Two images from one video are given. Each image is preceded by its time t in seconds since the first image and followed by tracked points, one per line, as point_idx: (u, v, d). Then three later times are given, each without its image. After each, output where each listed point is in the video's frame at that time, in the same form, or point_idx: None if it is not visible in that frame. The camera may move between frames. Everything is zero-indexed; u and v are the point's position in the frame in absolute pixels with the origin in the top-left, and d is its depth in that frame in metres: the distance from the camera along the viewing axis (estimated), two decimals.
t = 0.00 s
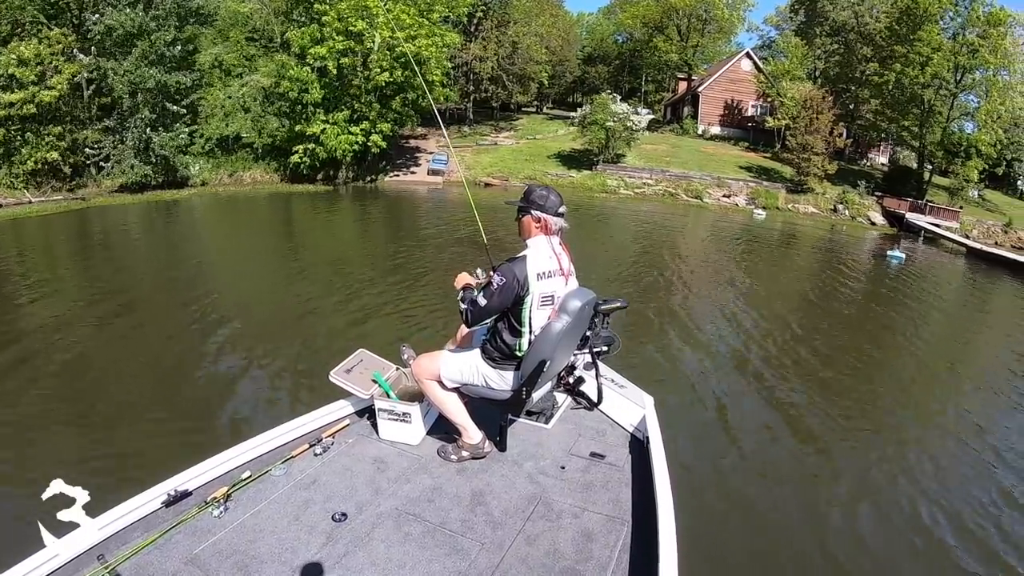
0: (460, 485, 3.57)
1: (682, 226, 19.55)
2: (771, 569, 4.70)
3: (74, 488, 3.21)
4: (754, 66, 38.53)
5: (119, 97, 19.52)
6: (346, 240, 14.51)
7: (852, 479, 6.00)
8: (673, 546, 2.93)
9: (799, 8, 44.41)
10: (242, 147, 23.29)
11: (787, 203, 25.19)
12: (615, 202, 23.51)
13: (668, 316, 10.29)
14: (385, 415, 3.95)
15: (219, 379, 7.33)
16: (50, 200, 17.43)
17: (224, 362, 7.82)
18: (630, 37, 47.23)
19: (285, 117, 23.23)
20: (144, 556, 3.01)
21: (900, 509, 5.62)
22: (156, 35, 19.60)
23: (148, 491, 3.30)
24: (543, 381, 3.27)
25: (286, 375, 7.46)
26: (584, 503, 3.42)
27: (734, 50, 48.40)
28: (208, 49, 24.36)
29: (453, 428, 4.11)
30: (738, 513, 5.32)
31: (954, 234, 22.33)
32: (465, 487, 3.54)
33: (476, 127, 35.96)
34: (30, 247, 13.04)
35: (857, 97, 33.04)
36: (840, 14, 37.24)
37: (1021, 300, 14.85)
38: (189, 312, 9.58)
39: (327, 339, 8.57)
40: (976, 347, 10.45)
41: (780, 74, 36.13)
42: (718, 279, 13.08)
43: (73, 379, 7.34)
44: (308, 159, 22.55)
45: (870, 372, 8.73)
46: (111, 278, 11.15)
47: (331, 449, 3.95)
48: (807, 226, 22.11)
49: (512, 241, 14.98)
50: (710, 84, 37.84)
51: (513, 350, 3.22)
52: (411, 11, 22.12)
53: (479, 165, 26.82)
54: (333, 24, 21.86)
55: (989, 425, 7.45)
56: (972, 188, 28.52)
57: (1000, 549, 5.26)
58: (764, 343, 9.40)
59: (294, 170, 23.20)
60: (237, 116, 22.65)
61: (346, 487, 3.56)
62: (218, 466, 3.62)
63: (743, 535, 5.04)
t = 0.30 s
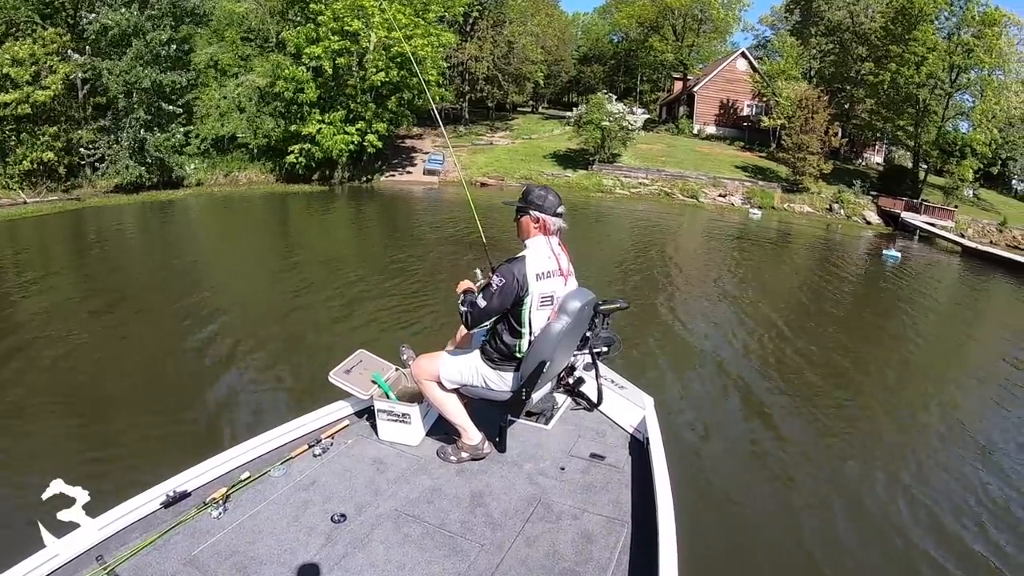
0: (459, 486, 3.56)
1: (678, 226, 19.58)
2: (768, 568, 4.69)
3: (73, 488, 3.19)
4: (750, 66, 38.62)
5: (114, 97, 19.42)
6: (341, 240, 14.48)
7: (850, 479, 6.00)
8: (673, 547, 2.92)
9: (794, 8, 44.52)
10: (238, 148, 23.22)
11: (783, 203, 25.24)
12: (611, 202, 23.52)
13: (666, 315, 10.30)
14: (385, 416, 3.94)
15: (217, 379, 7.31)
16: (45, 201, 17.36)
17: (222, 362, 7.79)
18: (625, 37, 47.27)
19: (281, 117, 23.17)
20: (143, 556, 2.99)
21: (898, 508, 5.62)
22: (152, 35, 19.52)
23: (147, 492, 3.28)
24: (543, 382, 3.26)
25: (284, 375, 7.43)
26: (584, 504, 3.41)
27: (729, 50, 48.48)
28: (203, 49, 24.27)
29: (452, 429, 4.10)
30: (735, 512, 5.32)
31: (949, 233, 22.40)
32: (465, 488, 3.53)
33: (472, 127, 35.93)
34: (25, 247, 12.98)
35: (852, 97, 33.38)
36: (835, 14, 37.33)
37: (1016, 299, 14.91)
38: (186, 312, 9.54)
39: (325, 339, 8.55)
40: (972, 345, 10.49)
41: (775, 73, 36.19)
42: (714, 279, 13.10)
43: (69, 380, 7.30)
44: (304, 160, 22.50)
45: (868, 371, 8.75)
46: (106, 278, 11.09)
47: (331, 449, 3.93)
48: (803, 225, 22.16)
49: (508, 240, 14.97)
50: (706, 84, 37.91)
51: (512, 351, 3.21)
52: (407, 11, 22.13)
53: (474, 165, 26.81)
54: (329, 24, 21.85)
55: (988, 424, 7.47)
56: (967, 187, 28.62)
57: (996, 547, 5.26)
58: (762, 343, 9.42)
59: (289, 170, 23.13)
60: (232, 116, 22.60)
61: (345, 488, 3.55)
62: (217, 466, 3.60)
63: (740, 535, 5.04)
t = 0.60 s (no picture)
0: (459, 485, 3.56)
1: (674, 225, 19.63)
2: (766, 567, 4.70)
3: (73, 488, 3.18)
4: (745, 65, 38.70)
5: (109, 97, 19.29)
6: (337, 240, 14.44)
7: (847, 477, 6.02)
8: (673, 547, 2.92)
9: (789, 8, 44.62)
10: (233, 147, 23.15)
11: (778, 202, 25.29)
12: (607, 201, 23.55)
13: (663, 314, 10.33)
14: (385, 415, 3.93)
15: (216, 379, 7.30)
16: (40, 201, 17.29)
17: (220, 362, 7.78)
18: (620, 36, 47.29)
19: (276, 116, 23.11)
20: (143, 555, 2.99)
21: (895, 507, 5.64)
22: (147, 35, 19.37)
23: (147, 490, 3.27)
24: (543, 381, 3.26)
25: (282, 375, 7.42)
26: (584, 503, 3.41)
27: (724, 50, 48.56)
28: (197, 48, 24.18)
29: (452, 428, 4.09)
30: (733, 510, 5.33)
31: (943, 231, 22.51)
32: (465, 487, 3.53)
33: (467, 126, 35.91)
34: (20, 248, 12.93)
35: (847, 96, 33.36)
36: (830, 14, 37.44)
37: (1010, 297, 15.02)
38: (181, 312, 9.50)
39: (322, 339, 8.54)
40: (967, 343, 10.55)
41: (770, 73, 36.25)
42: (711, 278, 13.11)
43: (67, 380, 7.28)
44: (299, 159, 22.44)
45: (864, 369, 8.79)
46: (101, 278, 11.04)
47: (331, 448, 3.93)
48: (798, 224, 22.23)
49: (504, 240, 14.97)
50: (701, 84, 37.99)
51: (512, 350, 3.21)
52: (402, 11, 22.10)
53: (470, 164, 26.79)
54: (324, 24, 21.82)
55: (984, 423, 7.51)
56: (962, 187, 28.76)
57: (992, 545, 5.28)
58: (759, 342, 9.44)
59: (284, 170, 23.08)
60: (227, 115, 22.54)
61: (345, 486, 3.55)
62: (217, 465, 3.59)
63: (738, 533, 5.05)
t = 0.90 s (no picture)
0: (459, 485, 3.55)
1: (670, 224, 19.71)
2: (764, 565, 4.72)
3: (73, 488, 3.16)
4: (739, 65, 38.81)
5: (104, 98, 19.20)
6: (333, 241, 14.41)
7: (845, 475, 6.04)
8: (672, 547, 2.92)
9: (783, 8, 44.76)
10: (228, 148, 23.11)
11: (773, 201, 25.37)
12: (602, 201, 23.61)
13: (660, 313, 10.38)
14: (385, 415, 3.93)
15: (215, 380, 7.30)
16: (35, 202, 17.20)
17: (218, 363, 7.76)
18: (615, 36, 47.35)
19: (271, 117, 23.09)
20: (143, 555, 2.98)
21: (893, 506, 5.65)
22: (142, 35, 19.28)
23: (146, 490, 3.26)
24: (542, 381, 3.26)
25: (279, 376, 7.41)
26: (582, 503, 3.41)
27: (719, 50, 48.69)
28: (192, 49, 24.09)
29: (451, 428, 4.09)
30: (732, 510, 5.34)
31: (938, 230, 22.64)
32: (463, 487, 3.52)
33: (462, 127, 35.92)
34: (15, 249, 12.88)
35: (842, 96, 33.65)
36: (824, 14, 37.55)
37: (1004, 295, 15.14)
38: (178, 313, 9.46)
39: (320, 340, 8.52)
40: (962, 342, 10.61)
41: (765, 73, 36.27)
42: (707, 277, 13.15)
43: (65, 381, 7.27)
44: (294, 160, 22.41)
45: (861, 368, 8.82)
46: (97, 279, 11.01)
47: (330, 448, 3.92)
48: (793, 224, 22.34)
49: (501, 240, 14.98)
50: (696, 84, 38.16)
51: (511, 350, 3.20)
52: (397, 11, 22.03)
53: (466, 164, 26.81)
54: (319, 24, 21.79)
55: (981, 421, 7.55)
56: (956, 186, 28.90)
57: (989, 543, 5.30)
58: (756, 340, 9.47)
59: (280, 170, 23.05)
60: (223, 116, 22.50)
61: (343, 487, 3.54)
62: (216, 465, 3.58)
63: (737, 532, 5.07)
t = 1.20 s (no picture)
0: (460, 485, 3.54)
1: (665, 223, 19.76)
2: (765, 563, 4.73)
3: (73, 489, 3.14)
4: (734, 65, 38.91)
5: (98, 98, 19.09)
6: (329, 241, 14.37)
7: (843, 474, 6.05)
8: (674, 547, 2.91)
9: (778, 7, 44.87)
10: (223, 148, 23.04)
11: (768, 200, 25.43)
12: (598, 200, 23.64)
13: (657, 312, 10.40)
14: (385, 416, 3.92)
15: (214, 380, 7.27)
16: (29, 203, 17.10)
17: (215, 364, 7.72)
18: (610, 36, 47.43)
19: (266, 117, 23.05)
20: (144, 556, 2.96)
21: (891, 503, 5.67)
22: (137, 35, 19.18)
23: (147, 491, 3.24)
24: (543, 381, 3.26)
25: (277, 377, 7.38)
26: (584, 504, 3.41)
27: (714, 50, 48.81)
28: (187, 49, 24.01)
29: (452, 429, 4.08)
30: (731, 508, 5.35)
31: (932, 229, 22.73)
32: (465, 488, 3.52)
33: (458, 126, 35.92)
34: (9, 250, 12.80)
35: (837, 95, 33.73)
36: (819, 14, 37.63)
37: (999, 293, 15.25)
38: (174, 314, 9.41)
39: (317, 340, 8.51)
40: (958, 340, 10.66)
41: (760, 72, 35.93)
42: (703, 277, 13.16)
43: (63, 382, 7.23)
44: (290, 159, 22.36)
45: (858, 366, 8.83)
46: (92, 280, 10.94)
47: (331, 449, 3.90)
48: (788, 222, 22.41)
49: (497, 241, 14.97)
50: (690, 83, 38.30)
51: (513, 350, 3.20)
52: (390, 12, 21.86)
53: (461, 164, 26.79)
54: (314, 24, 21.73)
55: (978, 419, 7.58)
56: (951, 184, 29.01)
57: (987, 541, 5.31)
58: (753, 339, 9.49)
59: (275, 170, 23.00)
60: (217, 116, 22.48)
61: (345, 487, 3.53)
62: (217, 466, 3.56)
63: (737, 530, 5.07)
